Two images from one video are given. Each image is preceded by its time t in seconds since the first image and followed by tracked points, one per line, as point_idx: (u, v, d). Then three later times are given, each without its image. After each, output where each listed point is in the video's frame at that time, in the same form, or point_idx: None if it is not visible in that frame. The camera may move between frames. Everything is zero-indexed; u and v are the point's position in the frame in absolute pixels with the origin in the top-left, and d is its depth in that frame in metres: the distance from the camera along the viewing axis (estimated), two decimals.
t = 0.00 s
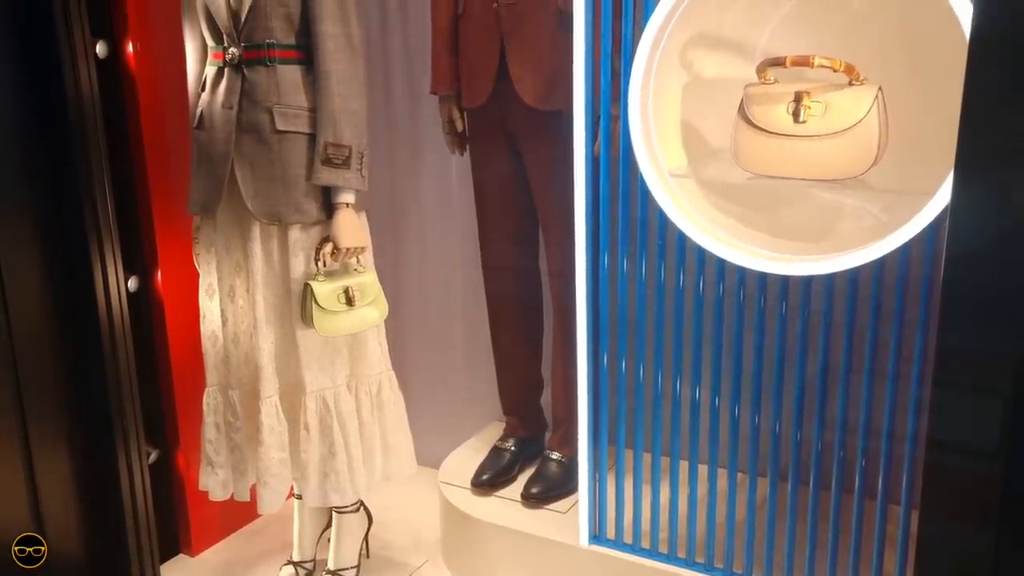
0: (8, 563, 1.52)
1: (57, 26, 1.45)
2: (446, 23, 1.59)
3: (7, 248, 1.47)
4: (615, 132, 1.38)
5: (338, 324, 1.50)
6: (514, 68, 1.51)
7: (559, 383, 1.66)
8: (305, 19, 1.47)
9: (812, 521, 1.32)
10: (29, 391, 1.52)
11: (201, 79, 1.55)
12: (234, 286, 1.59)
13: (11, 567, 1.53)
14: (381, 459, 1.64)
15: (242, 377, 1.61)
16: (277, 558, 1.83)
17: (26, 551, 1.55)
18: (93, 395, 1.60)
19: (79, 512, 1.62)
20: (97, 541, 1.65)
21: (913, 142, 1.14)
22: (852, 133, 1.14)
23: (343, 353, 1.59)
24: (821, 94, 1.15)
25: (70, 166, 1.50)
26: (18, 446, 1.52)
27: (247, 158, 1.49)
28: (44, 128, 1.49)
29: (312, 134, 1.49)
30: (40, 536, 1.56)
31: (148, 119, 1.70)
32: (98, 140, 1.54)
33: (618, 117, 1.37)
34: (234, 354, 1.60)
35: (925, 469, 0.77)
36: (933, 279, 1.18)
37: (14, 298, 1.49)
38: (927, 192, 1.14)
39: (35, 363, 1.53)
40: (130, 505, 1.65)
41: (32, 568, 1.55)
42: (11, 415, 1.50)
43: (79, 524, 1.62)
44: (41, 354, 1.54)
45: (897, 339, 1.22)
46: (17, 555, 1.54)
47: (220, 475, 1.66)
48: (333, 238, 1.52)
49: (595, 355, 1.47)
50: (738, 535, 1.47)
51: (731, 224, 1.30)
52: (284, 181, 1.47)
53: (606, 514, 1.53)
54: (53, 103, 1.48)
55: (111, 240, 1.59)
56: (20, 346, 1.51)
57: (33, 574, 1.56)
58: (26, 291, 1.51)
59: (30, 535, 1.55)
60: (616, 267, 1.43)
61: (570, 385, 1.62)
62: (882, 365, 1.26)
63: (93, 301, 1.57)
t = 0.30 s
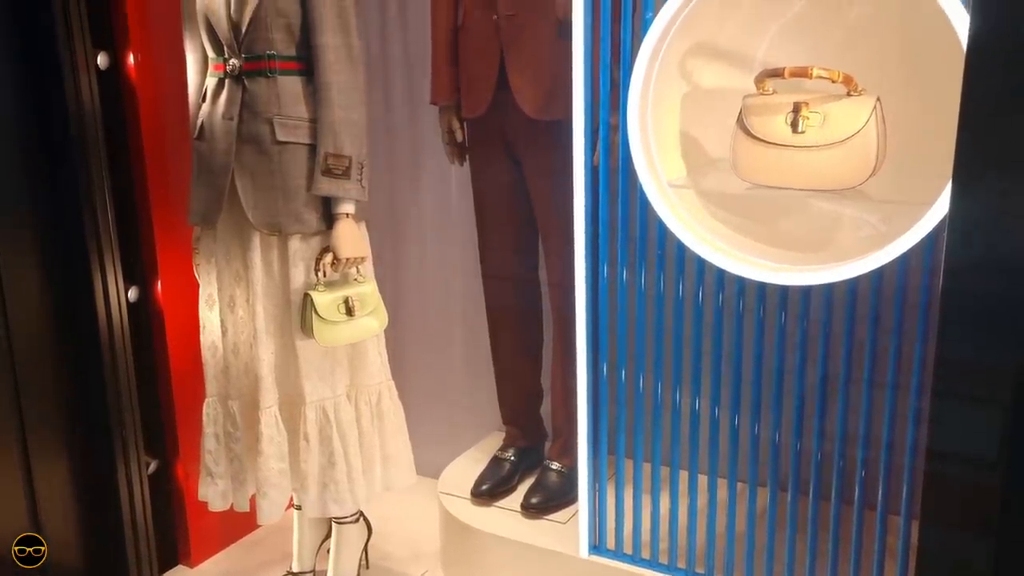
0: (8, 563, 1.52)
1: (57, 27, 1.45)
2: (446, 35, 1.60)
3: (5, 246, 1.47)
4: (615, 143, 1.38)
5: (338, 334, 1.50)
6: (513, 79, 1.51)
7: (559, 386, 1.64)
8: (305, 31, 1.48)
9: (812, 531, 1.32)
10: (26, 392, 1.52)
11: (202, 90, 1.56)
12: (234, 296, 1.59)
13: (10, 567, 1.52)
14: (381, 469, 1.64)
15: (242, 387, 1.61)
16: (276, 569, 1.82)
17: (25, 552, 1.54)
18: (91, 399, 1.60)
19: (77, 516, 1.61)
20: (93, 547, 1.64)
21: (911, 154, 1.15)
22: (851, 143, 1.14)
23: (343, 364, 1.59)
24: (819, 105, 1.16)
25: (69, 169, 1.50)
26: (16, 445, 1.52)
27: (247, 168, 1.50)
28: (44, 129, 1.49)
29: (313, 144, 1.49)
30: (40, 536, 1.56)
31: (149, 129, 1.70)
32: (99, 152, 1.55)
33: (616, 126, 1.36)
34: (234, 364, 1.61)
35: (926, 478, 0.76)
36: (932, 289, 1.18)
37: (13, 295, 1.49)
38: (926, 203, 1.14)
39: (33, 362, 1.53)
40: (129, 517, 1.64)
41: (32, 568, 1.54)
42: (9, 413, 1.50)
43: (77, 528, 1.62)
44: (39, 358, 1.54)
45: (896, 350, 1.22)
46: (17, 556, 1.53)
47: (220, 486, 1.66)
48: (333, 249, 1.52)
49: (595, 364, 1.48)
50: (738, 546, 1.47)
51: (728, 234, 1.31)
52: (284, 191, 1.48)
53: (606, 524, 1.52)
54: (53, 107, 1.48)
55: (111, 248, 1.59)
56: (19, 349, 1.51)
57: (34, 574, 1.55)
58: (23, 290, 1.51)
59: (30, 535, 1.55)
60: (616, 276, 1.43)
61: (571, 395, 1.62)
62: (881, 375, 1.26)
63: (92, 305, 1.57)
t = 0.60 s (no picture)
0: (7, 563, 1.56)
1: (58, 28, 1.45)
2: (446, 47, 1.61)
3: (4, 248, 1.50)
4: (615, 153, 1.38)
5: (338, 345, 1.50)
6: (514, 90, 1.52)
7: (559, 396, 1.66)
8: (306, 43, 1.49)
9: (813, 542, 1.31)
10: (25, 393, 1.54)
11: (203, 102, 1.57)
12: (234, 307, 1.59)
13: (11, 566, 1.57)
14: (381, 480, 1.64)
15: (242, 398, 1.61)
16: None
17: (25, 551, 1.57)
18: (89, 399, 1.58)
19: (75, 520, 1.61)
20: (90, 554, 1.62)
21: (909, 165, 1.16)
22: (847, 156, 1.15)
23: (343, 374, 1.59)
24: (818, 116, 1.16)
25: (70, 174, 1.50)
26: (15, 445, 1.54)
27: (248, 180, 1.51)
28: (44, 131, 1.49)
29: (313, 155, 1.50)
30: (40, 536, 1.58)
31: (150, 144, 1.73)
32: (100, 160, 1.54)
33: (616, 137, 1.36)
34: (234, 375, 1.61)
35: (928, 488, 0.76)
36: (931, 300, 1.18)
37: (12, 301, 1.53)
38: (925, 213, 1.14)
39: (32, 362, 1.55)
40: (128, 528, 1.62)
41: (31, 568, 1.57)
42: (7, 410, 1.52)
43: (75, 532, 1.61)
44: (37, 360, 1.55)
45: (896, 361, 1.22)
46: (17, 555, 1.57)
47: (220, 497, 1.66)
48: (333, 259, 1.53)
49: (595, 375, 1.47)
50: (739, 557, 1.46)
51: (727, 244, 1.31)
52: (285, 202, 1.49)
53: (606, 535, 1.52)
54: (53, 109, 1.48)
55: (111, 256, 1.58)
56: (17, 354, 1.53)
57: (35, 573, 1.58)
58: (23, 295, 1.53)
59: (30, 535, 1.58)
60: (616, 286, 1.43)
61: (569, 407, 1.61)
62: (881, 386, 1.26)
63: (92, 312, 1.55)
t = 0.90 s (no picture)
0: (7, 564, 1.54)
1: (59, 45, 1.46)
2: (446, 58, 1.62)
3: (4, 249, 1.49)
4: (615, 165, 1.38)
5: (336, 356, 1.50)
6: (514, 102, 1.53)
7: (561, 404, 1.61)
8: (307, 54, 1.49)
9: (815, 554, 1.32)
10: (23, 389, 1.53)
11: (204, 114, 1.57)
12: (235, 318, 1.59)
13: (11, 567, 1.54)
14: (381, 491, 1.63)
15: (242, 409, 1.61)
16: None
17: (25, 551, 1.55)
18: (88, 396, 1.58)
19: (73, 527, 1.60)
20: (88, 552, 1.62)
21: (910, 176, 1.16)
22: (847, 166, 1.15)
23: (344, 385, 1.59)
24: (817, 127, 1.17)
25: (70, 187, 1.51)
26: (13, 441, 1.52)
27: (249, 191, 1.51)
28: (43, 131, 1.50)
29: (313, 166, 1.50)
30: (39, 536, 1.56)
31: (152, 151, 1.72)
32: (103, 173, 1.56)
33: (616, 149, 1.36)
34: (234, 386, 1.61)
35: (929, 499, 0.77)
36: (931, 311, 1.18)
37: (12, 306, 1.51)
38: (925, 223, 1.14)
39: (30, 357, 1.53)
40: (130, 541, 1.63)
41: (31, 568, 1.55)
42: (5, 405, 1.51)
43: (72, 539, 1.61)
44: (36, 363, 1.54)
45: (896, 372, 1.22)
46: (17, 555, 1.55)
47: (220, 508, 1.65)
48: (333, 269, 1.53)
49: (595, 386, 1.47)
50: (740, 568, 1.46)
51: (726, 254, 1.31)
52: (286, 213, 1.49)
53: (607, 546, 1.52)
54: (53, 123, 1.49)
55: (111, 268, 1.59)
56: (17, 357, 1.52)
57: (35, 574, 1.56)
58: (23, 293, 1.52)
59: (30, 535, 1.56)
60: (616, 297, 1.43)
61: (568, 420, 1.59)
62: (882, 397, 1.26)
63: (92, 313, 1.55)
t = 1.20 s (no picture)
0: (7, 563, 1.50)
1: (62, 56, 1.47)
2: (447, 68, 1.61)
3: (5, 250, 1.46)
4: (616, 175, 1.38)
5: (336, 366, 1.50)
6: (514, 112, 1.53)
7: (563, 415, 1.60)
8: (309, 63, 1.50)
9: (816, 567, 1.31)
10: (22, 387, 1.50)
11: (205, 124, 1.58)
12: (235, 328, 1.59)
13: (11, 566, 1.51)
14: (382, 504, 1.63)
15: (242, 420, 1.62)
16: None
17: (25, 552, 1.53)
18: (86, 398, 1.59)
19: (72, 534, 1.60)
20: (83, 552, 1.62)
21: (910, 186, 1.16)
22: (849, 175, 1.15)
23: (344, 395, 1.59)
24: (818, 137, 1.19)
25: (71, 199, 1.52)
26: (11, 439, 1.49)
27: (250, 202, 1.51)
28: (43, 132, 1.50)
29: (315, 176, 1.51)
30: (39, 537, 1.54)
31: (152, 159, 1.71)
32: (104, 184, 1.57)
33: (617, 158, 1.37)
34: (234, 396, 1.62)
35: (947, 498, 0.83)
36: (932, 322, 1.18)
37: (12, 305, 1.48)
38: (925, 232, 1.14)
39: (29, 353, 1.51)
40: (129, 551, 1.64)
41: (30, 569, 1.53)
42: (3, 400, 1.47)
43: (71, 547, 1.60)
44: (37, 367, 1.53)
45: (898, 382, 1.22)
46: (16, 555, 1.52)
47: (220, 519, 1.65)
48: (333, 279, 1.53)
49: (595, 395, 1.47)
50: None
51: (726, 263, 1.32)
52: (287, 224, 1.50)
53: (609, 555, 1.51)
54: (55, 133, 1.50)
55: (112, 279, 1.59)
56: (17, 361, 1.49)
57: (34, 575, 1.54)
58: (22, 289, 1.50)
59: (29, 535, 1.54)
60: (616, 308, 1.42)
61: (568, 431, 1.59)
62: (884, 405, 1.26)
63: (92, 317, 1.56)
